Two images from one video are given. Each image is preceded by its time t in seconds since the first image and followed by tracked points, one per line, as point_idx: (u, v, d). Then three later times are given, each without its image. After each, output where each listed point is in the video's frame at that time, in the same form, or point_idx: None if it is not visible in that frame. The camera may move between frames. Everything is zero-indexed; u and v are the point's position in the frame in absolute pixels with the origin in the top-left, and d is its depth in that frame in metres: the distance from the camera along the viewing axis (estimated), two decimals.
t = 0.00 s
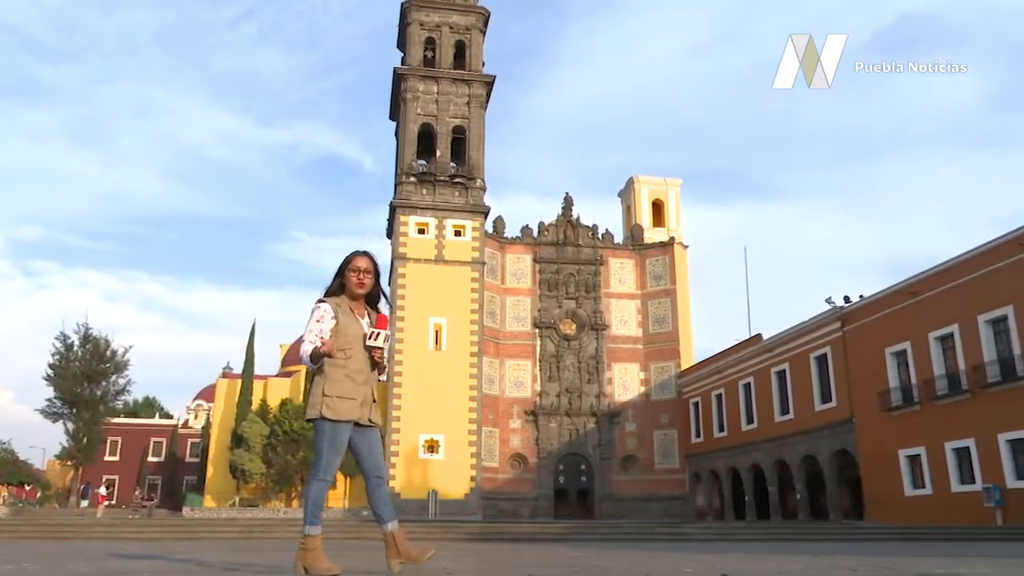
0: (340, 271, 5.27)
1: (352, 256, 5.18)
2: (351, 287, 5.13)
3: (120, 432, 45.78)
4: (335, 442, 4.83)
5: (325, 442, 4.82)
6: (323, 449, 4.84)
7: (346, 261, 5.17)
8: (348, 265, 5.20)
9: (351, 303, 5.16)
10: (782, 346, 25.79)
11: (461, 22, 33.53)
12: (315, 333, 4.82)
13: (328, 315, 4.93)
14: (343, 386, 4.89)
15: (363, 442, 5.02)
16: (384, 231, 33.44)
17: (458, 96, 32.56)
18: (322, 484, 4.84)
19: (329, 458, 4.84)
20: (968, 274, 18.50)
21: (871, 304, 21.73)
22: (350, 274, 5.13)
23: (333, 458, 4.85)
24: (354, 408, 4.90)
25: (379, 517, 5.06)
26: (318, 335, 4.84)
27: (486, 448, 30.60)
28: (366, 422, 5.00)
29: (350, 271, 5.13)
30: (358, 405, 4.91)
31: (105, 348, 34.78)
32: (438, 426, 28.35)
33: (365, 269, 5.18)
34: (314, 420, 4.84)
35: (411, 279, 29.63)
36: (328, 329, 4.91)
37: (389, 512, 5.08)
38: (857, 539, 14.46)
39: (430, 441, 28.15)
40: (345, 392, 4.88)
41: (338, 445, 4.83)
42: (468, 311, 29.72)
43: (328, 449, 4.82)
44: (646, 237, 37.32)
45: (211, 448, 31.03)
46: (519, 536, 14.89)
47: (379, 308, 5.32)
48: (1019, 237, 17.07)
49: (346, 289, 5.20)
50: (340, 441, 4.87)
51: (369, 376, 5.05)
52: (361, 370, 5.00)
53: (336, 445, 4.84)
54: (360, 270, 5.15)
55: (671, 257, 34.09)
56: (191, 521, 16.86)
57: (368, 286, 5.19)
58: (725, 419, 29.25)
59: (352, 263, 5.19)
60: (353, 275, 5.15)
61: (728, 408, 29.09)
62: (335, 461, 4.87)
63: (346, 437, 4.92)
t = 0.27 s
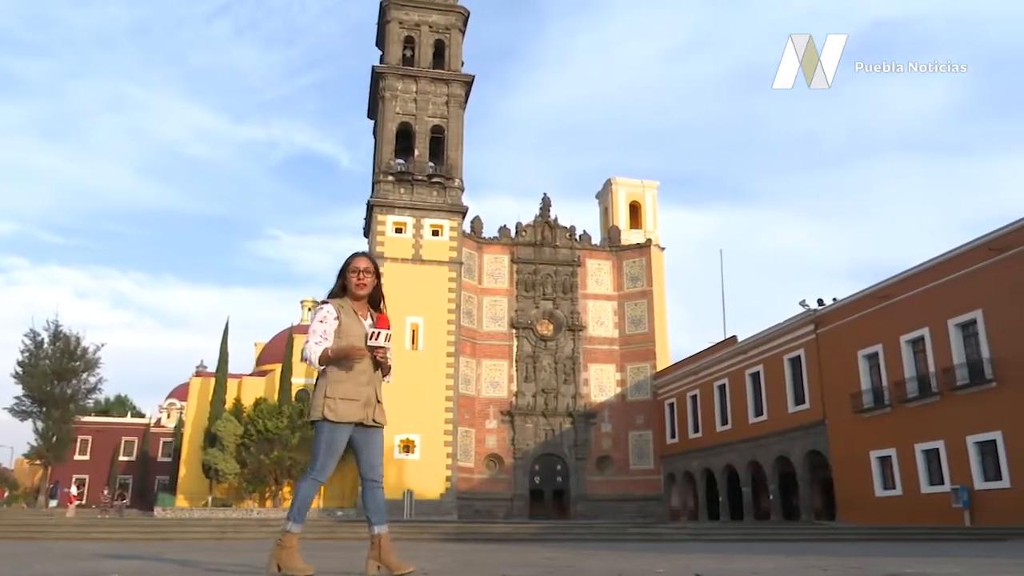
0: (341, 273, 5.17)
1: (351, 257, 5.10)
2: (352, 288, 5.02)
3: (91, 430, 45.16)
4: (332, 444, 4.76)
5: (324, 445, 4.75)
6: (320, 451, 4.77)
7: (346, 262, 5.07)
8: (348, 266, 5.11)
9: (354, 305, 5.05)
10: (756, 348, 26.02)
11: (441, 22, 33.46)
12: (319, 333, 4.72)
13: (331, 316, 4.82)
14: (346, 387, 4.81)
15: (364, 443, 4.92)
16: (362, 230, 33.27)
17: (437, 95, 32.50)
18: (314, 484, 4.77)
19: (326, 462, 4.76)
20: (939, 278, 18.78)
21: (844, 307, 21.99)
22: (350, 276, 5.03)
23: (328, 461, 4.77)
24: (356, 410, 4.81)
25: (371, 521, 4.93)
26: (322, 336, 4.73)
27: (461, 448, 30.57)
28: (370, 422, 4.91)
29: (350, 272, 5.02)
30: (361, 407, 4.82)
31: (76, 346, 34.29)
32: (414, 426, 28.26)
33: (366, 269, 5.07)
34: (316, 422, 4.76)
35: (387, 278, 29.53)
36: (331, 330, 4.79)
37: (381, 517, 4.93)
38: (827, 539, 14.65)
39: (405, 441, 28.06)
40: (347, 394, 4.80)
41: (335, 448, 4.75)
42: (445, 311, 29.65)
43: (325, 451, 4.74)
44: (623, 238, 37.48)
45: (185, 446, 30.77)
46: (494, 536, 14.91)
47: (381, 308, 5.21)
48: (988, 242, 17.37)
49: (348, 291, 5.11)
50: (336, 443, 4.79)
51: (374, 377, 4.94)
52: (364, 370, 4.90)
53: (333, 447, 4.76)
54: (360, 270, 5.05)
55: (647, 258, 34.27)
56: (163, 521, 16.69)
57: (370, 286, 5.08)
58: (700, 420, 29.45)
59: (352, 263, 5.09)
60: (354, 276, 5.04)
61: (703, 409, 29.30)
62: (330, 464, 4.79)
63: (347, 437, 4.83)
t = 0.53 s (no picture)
0: (342, 276, 5.03)
1: (353, 259, 4.96)
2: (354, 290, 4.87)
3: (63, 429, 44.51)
4: (348, 443, 4.55)
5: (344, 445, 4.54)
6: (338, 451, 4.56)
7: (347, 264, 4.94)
8: (349, 269, 4.96)
9: (356, 307, 4.90)
10: (733, 349, 26.22)
11: (422, 20, 33.36)
12: (322, 334, 4.56)
13: (333, 317, 4.67)
14: (353, 385, 4.59)
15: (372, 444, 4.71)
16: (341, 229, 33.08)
17: (418, 94, 32.40)
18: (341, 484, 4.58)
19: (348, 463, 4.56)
20: (913, 281, 19.04)
21: (820, 309, 22.21)
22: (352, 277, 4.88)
23: (350, 460, 4.55)
24: (363, 409, 4.59)
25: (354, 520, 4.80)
26: (326, 336, 4.57)
27: (440, 448, 30.50)
28: (378, 421, 4.69)
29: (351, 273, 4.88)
30: (368, 405, 4.60)
31: (48, 343, 33.82)
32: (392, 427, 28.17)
33: (367, 269, 4.94)
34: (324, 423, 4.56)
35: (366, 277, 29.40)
36: (334, 331, 4.64)
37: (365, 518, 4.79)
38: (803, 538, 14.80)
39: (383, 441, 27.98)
40: (353, 391, 4.58)
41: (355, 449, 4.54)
42: (423, 310, 29.57)
43: (343, 451, 4.53)
44: (603, 239, 37.59)
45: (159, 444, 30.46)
46: (472, 536, 14.88)
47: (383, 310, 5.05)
48: (961, 246, 17.63)
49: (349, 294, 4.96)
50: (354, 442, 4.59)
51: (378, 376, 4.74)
52: (369, 369, 4.70)
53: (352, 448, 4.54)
54: (362, 271, 4.91)
55: (626, 259, 34.41)
56: (137, 522, 16.49)
57: (371, 288, 4.94)
58: (678, 420, 29.60)
59: (354, 265, 4.95)
60: (354, 278, 4.90)
61: (680, 410, 29.47)
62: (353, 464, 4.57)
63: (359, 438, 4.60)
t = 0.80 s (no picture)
0: (336, 274, 4.94)
1: (349, 258, 4.85)
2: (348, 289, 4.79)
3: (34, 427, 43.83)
4: (355, 436, 4.46)
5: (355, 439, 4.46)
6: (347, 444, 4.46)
7: (343, 262, 4.85)
8: (345, 268, 4.85)
9: (349, 306, 4.83)
10: (710, 351, 26.41)
11: (402, 19, 33.26)
12: (316, 332, 4.47)
13: (328, 316, 4.58)
14: (346, 385, 4.52)
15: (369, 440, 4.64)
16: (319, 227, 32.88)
17: (398, 93, 32.29)
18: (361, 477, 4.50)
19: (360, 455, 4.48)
20: (886, 285, 19.29)
21: (796, 312, 22.43)
22: (347, 275, 4.79)
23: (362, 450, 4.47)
24: (359, 406, 4.51)
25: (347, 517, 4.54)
26: (320, 335, 4.48)
27: (417, 447, 30.40)
28: (373, 421, 4.64)
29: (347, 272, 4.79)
30: (365, 403, 4.54)
31: (19, 341, 33.14)
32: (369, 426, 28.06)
33: (362, 267, 4.85)
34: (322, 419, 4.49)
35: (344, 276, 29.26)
36: (328, 329, 4.56)
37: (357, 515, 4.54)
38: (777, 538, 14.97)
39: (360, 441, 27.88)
40: (348, 389, 4.51)
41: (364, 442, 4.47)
42: (401, 310, 29.47)
43: (354, 443, 4.45)
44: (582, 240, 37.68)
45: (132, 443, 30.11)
46: (449, 535, 14.86)
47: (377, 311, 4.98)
48: (933, 250, 17.89)
49: (344, 293, 4.87)
50: (361, 435, 4.51)
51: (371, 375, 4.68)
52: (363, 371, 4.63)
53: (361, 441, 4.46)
54: (358, 270, 4.81)
55: (605, 260, 34.54)
56: (108, 521, 16.28)
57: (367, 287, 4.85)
58: (654, 421, 29.74)
59: (350, 264, 4.85)
60: (350, 277, 4.81)
61: (657, 411, 29.62)
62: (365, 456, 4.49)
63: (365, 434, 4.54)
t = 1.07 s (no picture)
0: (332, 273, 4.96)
1: (347, 258, 4.87)
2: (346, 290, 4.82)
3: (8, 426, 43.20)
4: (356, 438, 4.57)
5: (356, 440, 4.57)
6: (350, 447, 4.56)
7: (340, 262, 4.86)
8: (342, 267, 4.87)
9: (344, 306, 4.85)
10: (690, 352, 26.55)
11: (385, 17, 33.15)
12: (318, 333, 4.51)
13: (327, 316, 4.62)
14: (347, 386, 4.57)
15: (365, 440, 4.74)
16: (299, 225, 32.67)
17: (380, 91, 32.17)
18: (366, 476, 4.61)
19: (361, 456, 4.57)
20: (864, 287, 19.48)
21: (775, 313, 22.59)
22: (346, 276, 4.81)
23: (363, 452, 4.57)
24: (358, 408, 4.59)
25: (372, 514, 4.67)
26: (321, 335, 4.52)
27: (397, 447, 30.29)
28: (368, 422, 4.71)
29: (345, 272, 4.81)
30: (361, 404, 4.61)
31: None
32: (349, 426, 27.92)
33: (360, 268, 4.88)
34: (321, 421, 4.54)
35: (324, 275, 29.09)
36: (328, 330, 4.60)
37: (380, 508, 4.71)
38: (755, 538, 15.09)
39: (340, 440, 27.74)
40: (348, 391, 4.56)
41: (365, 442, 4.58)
42: (382, 309, 29.35)
43: (355, 446, 4.55)
44: (563, 241, 37.74)
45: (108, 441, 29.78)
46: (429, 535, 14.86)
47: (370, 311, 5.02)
48: (911, 253, 18.08)
49: (339, 292, 4.89)
50: (362, 438, 4.62)
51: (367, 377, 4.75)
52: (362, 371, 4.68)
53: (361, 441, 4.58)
54: (356, 270, 4.84)
55: (586, 261, 34.63)
56: (83, 521, 16.06)
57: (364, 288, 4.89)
58: (634, 422, 29.85)
59: (348, 264, 4.87)
60: (347, 277, 4.83)
61: (637, 412, 29.74)
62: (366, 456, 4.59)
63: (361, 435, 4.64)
